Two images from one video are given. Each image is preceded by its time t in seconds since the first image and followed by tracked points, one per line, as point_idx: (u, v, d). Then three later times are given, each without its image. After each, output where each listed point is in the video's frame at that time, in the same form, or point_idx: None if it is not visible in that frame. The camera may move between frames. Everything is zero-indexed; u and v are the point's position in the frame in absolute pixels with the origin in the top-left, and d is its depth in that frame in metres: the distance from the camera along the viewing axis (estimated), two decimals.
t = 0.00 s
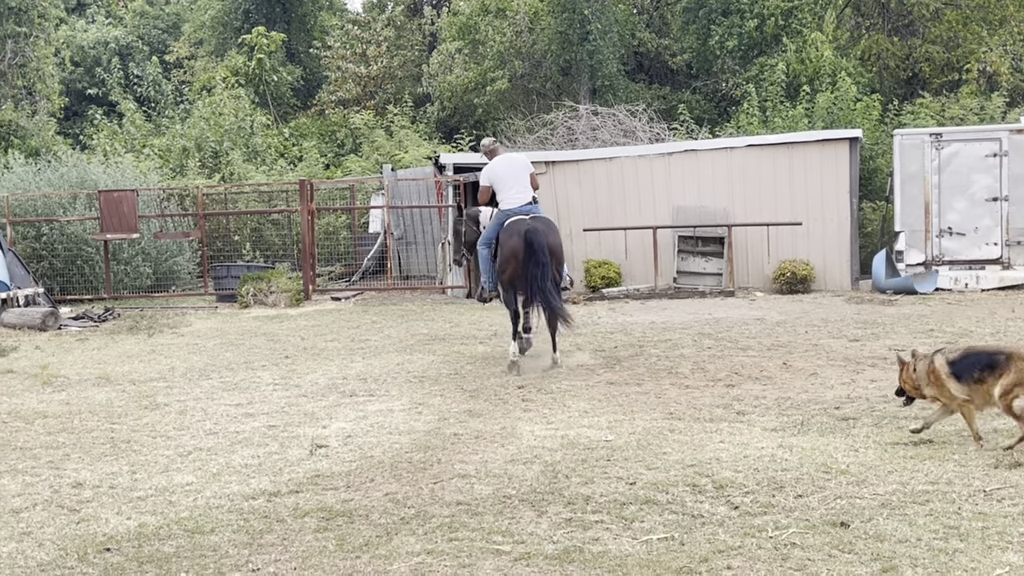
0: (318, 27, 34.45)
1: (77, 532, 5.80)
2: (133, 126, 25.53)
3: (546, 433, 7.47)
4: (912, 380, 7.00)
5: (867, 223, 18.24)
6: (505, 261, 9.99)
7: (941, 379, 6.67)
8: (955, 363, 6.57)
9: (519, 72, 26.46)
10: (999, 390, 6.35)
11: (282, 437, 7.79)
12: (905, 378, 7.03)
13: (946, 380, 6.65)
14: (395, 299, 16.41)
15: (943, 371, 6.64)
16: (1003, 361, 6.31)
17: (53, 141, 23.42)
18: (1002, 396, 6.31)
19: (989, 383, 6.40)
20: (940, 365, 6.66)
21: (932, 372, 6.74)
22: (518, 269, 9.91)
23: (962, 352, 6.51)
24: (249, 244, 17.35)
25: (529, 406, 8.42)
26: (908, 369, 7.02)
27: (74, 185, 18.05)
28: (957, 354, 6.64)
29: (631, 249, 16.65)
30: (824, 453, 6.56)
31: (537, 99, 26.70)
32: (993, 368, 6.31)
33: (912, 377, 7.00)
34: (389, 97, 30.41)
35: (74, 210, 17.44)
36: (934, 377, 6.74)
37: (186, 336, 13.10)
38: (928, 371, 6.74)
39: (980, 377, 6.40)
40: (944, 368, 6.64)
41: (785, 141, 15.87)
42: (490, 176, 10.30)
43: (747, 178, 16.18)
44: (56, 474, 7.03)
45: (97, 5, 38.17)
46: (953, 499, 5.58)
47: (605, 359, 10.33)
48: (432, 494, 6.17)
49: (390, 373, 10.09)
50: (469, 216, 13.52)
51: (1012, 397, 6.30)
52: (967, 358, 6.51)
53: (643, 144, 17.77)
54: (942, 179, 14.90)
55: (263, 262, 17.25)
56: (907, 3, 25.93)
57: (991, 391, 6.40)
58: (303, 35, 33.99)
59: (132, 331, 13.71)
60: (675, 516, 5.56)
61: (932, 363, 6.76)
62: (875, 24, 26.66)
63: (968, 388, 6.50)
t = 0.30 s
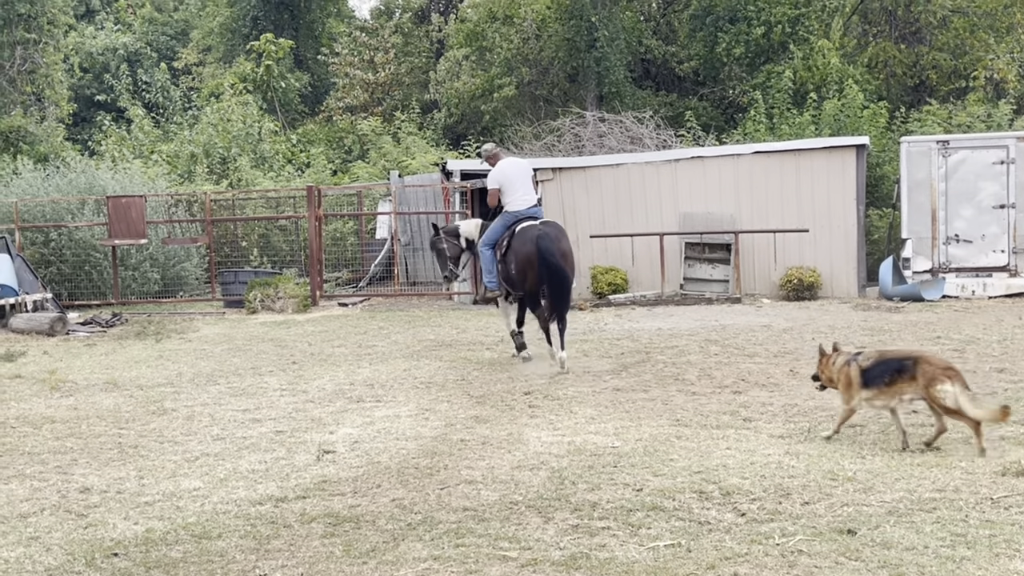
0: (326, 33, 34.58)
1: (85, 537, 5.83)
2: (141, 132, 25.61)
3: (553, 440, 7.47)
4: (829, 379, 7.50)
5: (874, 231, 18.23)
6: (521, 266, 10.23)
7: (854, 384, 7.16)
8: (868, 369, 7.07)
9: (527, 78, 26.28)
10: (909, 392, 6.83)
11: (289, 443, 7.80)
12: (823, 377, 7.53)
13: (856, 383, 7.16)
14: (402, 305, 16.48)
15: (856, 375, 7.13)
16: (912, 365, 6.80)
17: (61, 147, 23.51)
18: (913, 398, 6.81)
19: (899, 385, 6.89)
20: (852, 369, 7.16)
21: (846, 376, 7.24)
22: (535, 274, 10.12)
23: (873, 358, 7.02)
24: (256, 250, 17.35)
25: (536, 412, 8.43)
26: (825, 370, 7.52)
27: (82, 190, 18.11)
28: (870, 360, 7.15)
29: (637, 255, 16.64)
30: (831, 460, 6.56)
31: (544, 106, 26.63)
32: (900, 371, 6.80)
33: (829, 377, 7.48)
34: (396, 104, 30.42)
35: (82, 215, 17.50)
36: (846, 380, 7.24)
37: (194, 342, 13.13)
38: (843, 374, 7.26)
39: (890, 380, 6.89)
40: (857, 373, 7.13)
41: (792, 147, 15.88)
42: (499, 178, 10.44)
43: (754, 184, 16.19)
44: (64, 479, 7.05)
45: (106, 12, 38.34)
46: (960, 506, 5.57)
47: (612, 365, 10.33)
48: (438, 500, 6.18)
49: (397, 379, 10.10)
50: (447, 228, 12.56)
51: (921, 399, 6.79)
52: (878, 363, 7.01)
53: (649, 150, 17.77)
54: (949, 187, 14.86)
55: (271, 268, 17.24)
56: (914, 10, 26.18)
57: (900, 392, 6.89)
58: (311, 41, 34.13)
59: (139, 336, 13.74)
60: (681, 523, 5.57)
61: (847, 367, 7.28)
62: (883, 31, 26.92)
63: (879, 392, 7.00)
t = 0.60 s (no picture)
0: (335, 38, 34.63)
1: (92, 539, 5.83)
2: (150, 135, 25.66)
3: (560, 445, 7.47)
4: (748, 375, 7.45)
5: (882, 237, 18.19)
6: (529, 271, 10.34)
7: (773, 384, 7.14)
8: (784, 370, 7.03)
9: (535, 84, 26.41)
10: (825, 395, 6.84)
11: (297, 447, 7.80)
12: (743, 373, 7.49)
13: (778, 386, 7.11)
14: (409, 309, 16.47)
15: (774, 377, 7.10)
16: (826, 369, 6.79)
17: (71, 150, 23.58)
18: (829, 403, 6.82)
19: (815, 388, 6.88)
20: (771, 371, 7.13)
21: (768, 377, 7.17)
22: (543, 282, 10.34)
23: (789, 360, 6.99)
24: (265, 254, 17.34)
25: (543, 418, 8.42)
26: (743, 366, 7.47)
27: (91, 193, 18.17)
28: (787, 360, 7.11)
29: (645, 262, 16.63)
30: (839, 468, 6.55)
31: (552, 111, 26.73)
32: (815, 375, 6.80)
33: (750, 374, 7.41)
34: (405, 108, 30.49)
35: (92, 218, 17.57)
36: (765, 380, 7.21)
37: (202, 345, 13.16)
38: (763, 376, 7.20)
39: (806, 384, 6.88)
40: (778, 374, 7.08)
41: (801, 154, 15.86)
42: (501, 187, 10.60)
43: (763, 191, 16.18)
44: (72, 481, 7.07)
45: (116, 15, 38.46)
46: (969, 514, 5.55)
47: (619, 371, 10.32)
48: (445, 505, 6.17)
49: (404, 384, 10.10)
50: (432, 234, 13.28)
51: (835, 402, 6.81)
52: (793, 365, 6.97)
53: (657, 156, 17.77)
54: (958, 194, 14.85)
55: (279, 272, 17.24)
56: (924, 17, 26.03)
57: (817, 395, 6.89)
58: (320, 46, 34.22)
59: (147, 339, 13.78)
60: (689, 529, 5.55)
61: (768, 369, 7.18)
62: (892, 38, 26.72)
63: (796, 393, 6.98)
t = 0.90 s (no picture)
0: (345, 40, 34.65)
1: (102, 540, 5.84)
2: (160, 137, 25.72)
3: (570, 448, 7.45)
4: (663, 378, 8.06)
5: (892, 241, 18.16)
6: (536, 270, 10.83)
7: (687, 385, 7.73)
8: (699, 372, 7.63)
9: (544, 85, 26.66)
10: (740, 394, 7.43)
11: (306, 448, 7.81)
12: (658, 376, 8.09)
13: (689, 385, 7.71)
14: (418, 312, 16.48)
15: (690, 378, 7.70)
16: (740, 370, 7.38)
17: (81, 152, 23.64)
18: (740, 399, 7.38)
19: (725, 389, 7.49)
20: (687, 372, 7.75)
21: (682, 377, 7.80)
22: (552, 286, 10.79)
23: (704, 363, 7.59)
24: (274, 255, 17.34)
25: (552, 421, 8.41)
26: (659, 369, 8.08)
27: (101, 195, 18.22)
28: (701, 363, 7.72)
29: (655, 265, 16.60)
30: (850, 472, 6.52)
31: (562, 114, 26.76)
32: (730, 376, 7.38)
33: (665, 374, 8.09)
34: (415, 110, 30.57)
35: (102, 220, 17.63)
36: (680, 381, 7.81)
37: (211, 346, 13.18)
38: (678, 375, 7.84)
39: (719, 384, 7.47)
40: (691, 375, 7.72)
41: (811, 158, 15.82)
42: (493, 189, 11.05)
43: (773, 194, 16.15)
44: (81, 482, 7.08)
45: (126, 17, 38.57)
46: (980, 519, 5.53)
47: (629, 374, 10.30)
48: (455, 508, 6.17)
49: (414, 386, 10.10)
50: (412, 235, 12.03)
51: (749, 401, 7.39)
52: (708, 368, 7.57)
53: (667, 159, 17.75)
54: (968, 198, 14.80)
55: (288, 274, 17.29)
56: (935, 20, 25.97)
57: (730, 394, 7.48)
58: (331, 48, 34.29)
59: (157, 341, 13.80)
60: (699, 533, 5.54)
61: (682, 371, 7.83)
62: (902, 41, 26.61)
63: (710, 394, 7.57)
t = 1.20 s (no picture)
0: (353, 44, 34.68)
1: (109, 543, 5.85)
2: (169, 140, 25.78)
3: (576, 452, 7.45)
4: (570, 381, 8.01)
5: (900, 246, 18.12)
6: (537, 270, 11.41)
7: (599, 389, 7.71)
8: (611, 376, 7.64)
9: (552, 89, 26.44)
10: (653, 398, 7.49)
11: (313, 451, 7.82)
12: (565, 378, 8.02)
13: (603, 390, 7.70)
14: (425, 315, 16.49)
15: (600, 382, 7.69)
16: (650, 372, 7.46)
17: (90, 154, 23.69)
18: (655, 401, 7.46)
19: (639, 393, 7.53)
20: (600, 377, 7.70)
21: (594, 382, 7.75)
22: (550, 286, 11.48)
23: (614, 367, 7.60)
24: (281, 259, 17.38)
25: (559, 424, 8.41)
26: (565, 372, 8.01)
27: (110, 198, 18.31)
28: (612, 367, 7.74)
29: (662, 269, 16.60)
30: (857, 477, 6.51)
31: (569, 117, 26.74)
32: (640, 377, 7.45)
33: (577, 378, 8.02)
34: (423, 114, 30.66)
35: (110, 222, 17.67)
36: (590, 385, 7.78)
37: (218, 349, 13.21)
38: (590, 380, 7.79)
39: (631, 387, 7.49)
40: (603, 379, 7.68)
41: (819, 162, 15.79)
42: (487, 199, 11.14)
43: (780, 198, 16.14)
44: (89, 484, 7.10)
45: (135, 20, 38.70)
46: (988, 525, 5.51)
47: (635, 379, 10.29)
48: (462, 511, 6.17)
49: (421, 389, 10.11)
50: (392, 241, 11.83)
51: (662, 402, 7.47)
52: (620, 371, 7.60)
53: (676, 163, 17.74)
54: (976, 203, 14.78)
55: (295, 277, 17.29)
56: (943, 25, 25.60)
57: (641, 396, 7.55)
58: (339, 52, 34.36)
59: (165, 343, 13.83)
60: (706, 538, 5.53)
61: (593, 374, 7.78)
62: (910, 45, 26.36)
63: (622, 398, 7.61)
